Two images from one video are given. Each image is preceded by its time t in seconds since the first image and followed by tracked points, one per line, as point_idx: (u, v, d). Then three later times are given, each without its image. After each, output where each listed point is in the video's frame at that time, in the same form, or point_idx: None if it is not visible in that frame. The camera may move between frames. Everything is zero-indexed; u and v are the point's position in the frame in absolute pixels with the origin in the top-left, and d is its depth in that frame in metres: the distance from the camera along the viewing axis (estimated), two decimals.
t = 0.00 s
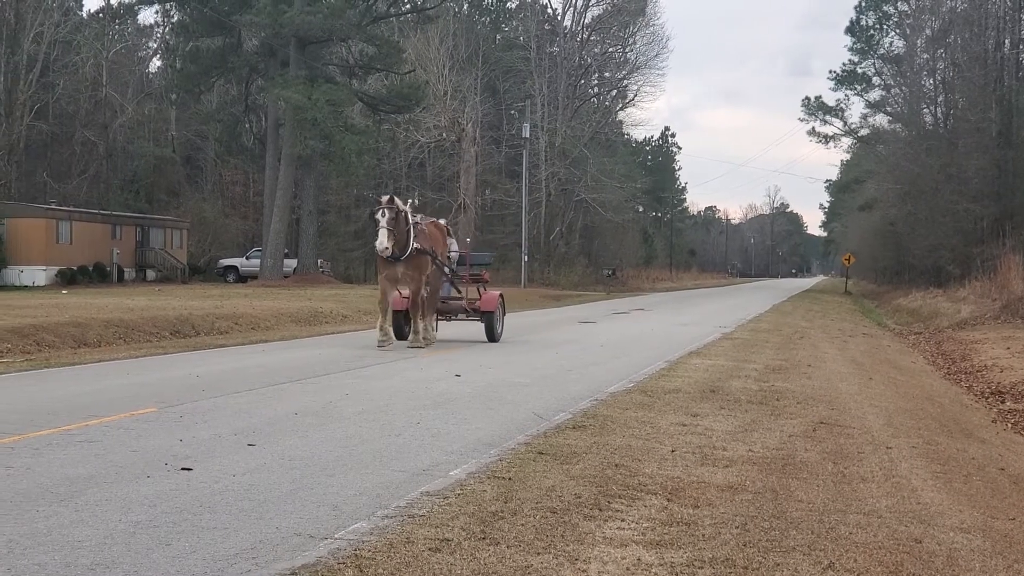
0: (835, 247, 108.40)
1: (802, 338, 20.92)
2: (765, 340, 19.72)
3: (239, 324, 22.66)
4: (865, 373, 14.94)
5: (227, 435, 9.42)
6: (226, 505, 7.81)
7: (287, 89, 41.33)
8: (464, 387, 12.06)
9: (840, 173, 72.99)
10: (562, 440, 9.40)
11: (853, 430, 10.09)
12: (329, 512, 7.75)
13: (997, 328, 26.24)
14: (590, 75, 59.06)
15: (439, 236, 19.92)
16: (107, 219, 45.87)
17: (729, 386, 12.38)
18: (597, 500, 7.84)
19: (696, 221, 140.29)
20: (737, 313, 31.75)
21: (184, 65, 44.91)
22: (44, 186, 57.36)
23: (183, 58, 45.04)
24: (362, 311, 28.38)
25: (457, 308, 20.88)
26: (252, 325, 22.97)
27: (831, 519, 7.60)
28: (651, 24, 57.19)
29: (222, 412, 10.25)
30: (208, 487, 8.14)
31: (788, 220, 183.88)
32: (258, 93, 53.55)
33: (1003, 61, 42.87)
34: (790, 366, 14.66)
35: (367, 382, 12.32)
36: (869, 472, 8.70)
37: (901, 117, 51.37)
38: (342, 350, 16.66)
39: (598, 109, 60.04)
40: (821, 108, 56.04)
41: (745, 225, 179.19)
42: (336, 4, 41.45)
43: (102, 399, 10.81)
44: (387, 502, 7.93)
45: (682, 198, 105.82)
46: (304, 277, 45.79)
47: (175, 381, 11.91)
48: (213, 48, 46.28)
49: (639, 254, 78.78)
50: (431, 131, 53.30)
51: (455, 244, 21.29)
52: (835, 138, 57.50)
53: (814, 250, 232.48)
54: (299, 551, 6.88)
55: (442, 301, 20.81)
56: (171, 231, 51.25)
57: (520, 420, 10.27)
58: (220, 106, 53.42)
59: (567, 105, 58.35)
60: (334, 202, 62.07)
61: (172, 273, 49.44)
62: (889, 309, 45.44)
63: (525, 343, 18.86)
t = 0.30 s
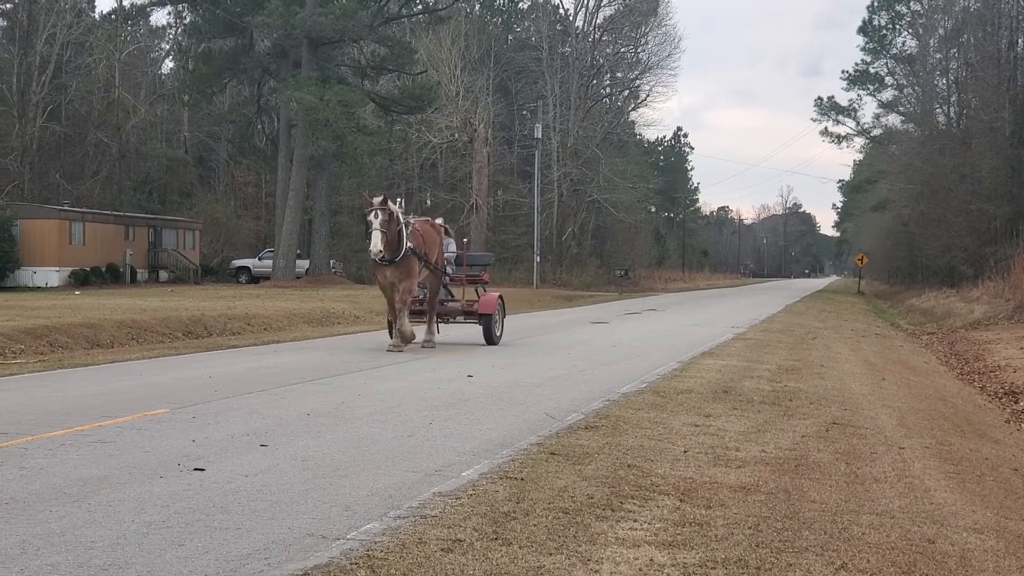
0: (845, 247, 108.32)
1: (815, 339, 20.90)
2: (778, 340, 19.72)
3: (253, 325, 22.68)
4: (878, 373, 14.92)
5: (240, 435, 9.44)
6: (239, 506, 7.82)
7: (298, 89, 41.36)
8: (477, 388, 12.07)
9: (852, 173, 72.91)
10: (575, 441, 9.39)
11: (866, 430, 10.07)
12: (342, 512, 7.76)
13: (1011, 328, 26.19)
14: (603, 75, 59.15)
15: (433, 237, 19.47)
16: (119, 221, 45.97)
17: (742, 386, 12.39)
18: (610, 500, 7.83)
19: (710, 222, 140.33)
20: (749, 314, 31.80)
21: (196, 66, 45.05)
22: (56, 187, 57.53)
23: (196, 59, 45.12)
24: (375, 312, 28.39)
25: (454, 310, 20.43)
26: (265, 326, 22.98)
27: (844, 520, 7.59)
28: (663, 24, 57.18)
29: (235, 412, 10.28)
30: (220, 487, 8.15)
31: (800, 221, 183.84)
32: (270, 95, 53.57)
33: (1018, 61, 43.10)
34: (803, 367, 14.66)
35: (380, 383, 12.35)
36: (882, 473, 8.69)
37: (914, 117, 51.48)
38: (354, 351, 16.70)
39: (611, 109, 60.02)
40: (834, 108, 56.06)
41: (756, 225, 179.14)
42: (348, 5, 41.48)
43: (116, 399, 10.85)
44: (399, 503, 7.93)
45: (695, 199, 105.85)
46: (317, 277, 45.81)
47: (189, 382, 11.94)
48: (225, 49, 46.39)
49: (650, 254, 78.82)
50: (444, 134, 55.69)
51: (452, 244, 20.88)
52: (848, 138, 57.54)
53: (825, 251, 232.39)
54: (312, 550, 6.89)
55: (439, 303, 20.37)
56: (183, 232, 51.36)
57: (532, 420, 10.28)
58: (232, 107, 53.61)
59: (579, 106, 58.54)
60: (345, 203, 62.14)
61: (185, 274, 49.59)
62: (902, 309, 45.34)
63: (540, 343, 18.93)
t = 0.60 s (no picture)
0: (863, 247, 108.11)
1: (833, 339, 20.85)
2: (796, 341, 19.68)
3: (271, 326, 22.74)
4: (897, 374, 14.88)
5: (258, 436, 9.47)
6: (258, 506, 7.84)
7: (316, 91, 41.46)
8: (496, 389, 12.08)
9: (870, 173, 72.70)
10: (593, 441, 9.40)
11: (885, 431, 10.06)
12: (360, 512, 7.77)
13: None
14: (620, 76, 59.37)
15: (430, 236, 19.05)
16: (139, 222, 46.22)
17: (760, 386, 12.41)
18: (629, 501, 7.84)
19: (729, 222, 140.38)
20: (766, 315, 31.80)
21: (214, 68, 45.17)
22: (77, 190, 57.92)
23: (214, 61, 45.20)
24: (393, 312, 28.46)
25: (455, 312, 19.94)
26: (283, 326, 23.03)
27: (862, 521, 7.58)
28: (681, 24, 57.34)
29: (252, 413, 10.31)
30: (237, 488, 8.18)
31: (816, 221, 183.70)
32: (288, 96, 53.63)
33: None
34: (820, 367, 14.63)
35: (399, 383, 12.36)
36: (901, 474, 8.68)
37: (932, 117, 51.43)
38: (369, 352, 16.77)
39: (629, 109, 60.24)
40: (851, 108, 55.98)
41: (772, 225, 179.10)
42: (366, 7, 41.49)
43: (137, 399, 10.89)
44: (417, 503, 7.95)
45: (714, 199, 105.83)
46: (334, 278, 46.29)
47: (208, 382, 11.99)
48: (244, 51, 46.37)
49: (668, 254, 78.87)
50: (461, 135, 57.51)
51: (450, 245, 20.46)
52: (866, 139, 57.39)
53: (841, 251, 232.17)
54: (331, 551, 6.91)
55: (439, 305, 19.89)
56: (201, 233, 51.64)
57: (549, 421, 10.28)
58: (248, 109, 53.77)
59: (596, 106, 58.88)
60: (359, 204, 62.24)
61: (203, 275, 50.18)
62: (917, 310, 45.24)
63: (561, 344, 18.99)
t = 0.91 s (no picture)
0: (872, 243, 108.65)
1: (841, 332, 21.16)
2: (806, 333, 20.01)
3: (301, 320, 23.24)
4: (902, 364, 15.19)
5: (289, 424, 9.86)
6: (290, 492, 8.22)
7: (343, 95, 42.15)
8: (515, 380, 12.45)
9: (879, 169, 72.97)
10: (609, 428, 9.76)
11: (892, 419, 10.38)
12: (388, 496, 8.17)
13: None
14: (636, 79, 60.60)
15: (434, 231, 19.26)
16: (175, 222, 47.72)
17: (771, 376, 12.75)
18: (644, 485, 8.19)
19: (740, 220, 141.33)
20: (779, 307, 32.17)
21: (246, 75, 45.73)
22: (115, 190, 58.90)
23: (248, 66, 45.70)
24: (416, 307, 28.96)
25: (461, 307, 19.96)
26: (313, 320, 23.53)
27: (868, 504, 7.92)
28: (694, 29, 59.48)
29: (282, 401, 10.72)
30: (269, 474, 8.56)
31: (827, 218, 184.69)
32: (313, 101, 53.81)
33: None
34: (828, 358, 14.95)
35: (421, 374, 12.75)
36: (907, 459, 9.01)
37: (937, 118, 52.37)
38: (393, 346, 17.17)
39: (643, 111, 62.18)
40: (860, 109, 56.23)
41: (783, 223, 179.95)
42: (391, 15, 42.65)
43: (172, 390, 11.30)
44: (441, 488, 8.31)
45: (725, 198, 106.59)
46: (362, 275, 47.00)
47: (239, 373, 12.39)
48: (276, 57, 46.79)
49: (681, 252, 79.47)
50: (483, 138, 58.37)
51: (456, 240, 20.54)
52: (875, 138, 57.63)
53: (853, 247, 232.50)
54: (360, 532, 7.28)
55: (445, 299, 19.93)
56: (235, 232, 52.71)
57: (569, 409, 10.66)
58: (277, 112, 54.19)
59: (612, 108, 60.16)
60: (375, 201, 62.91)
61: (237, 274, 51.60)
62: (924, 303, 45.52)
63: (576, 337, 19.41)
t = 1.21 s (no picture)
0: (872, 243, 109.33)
1: (840, 328, 21.60)
2: (808, 329, 20.47)
3: (329, 317, 23.97)
4: (899, 359, 15.63)
5: (317, 415, 10.39)
6: (318, 478, 8.71)
7: (368, 103, 42.88)
8: (528, 373, 12.97)
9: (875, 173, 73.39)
10: (620, 419, 10.26)
11: (890, 411, 10.86)
12: (411, 483, 8.66)
13: None
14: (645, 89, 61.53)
15: (438, 231, 19.35)
16: (210, 223, 51.14)
17: (774, 371, 13.25)
18: (654, 473, 8.67)
19: (744, 222, 142.43)
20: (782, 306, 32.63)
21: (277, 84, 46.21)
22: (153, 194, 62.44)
23: (278, 77, 46.24)
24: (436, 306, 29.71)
25: (463, 305, 20.22)
26: (341, 317, 24.27)
27: (867, 492, 8.37)
28: (701, 41, 60.77)
29: (308, 394, 11.25)
30: (299, 462, 9.06)
31: (827, 221, 185.81)
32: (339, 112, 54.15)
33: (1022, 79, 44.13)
34: (829, 353, 15.42)
35: (441, 369, 13.29)
36: (904, 449, 9.48)
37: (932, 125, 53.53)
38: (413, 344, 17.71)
39: (652, 120, 63.15)
40: (858, 116, 56.59)
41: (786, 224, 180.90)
42: (415, 28, 42.89)
43: (206, 382, 11.90)
44: (462, 476, 8.79)
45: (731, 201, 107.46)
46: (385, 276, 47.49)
47: (268, 367, 12.96)
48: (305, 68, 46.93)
49: (688, 254, 80.17)
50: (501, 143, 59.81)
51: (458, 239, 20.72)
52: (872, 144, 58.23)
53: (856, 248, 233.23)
54: (384, 518, 7.75)
55: (448, 298, 20.16)
56: (265, 234, 56.49)
57: (582, 402, 11.17)
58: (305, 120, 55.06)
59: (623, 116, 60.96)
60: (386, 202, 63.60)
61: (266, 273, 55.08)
62: (920, 301, 45.94)
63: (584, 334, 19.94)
